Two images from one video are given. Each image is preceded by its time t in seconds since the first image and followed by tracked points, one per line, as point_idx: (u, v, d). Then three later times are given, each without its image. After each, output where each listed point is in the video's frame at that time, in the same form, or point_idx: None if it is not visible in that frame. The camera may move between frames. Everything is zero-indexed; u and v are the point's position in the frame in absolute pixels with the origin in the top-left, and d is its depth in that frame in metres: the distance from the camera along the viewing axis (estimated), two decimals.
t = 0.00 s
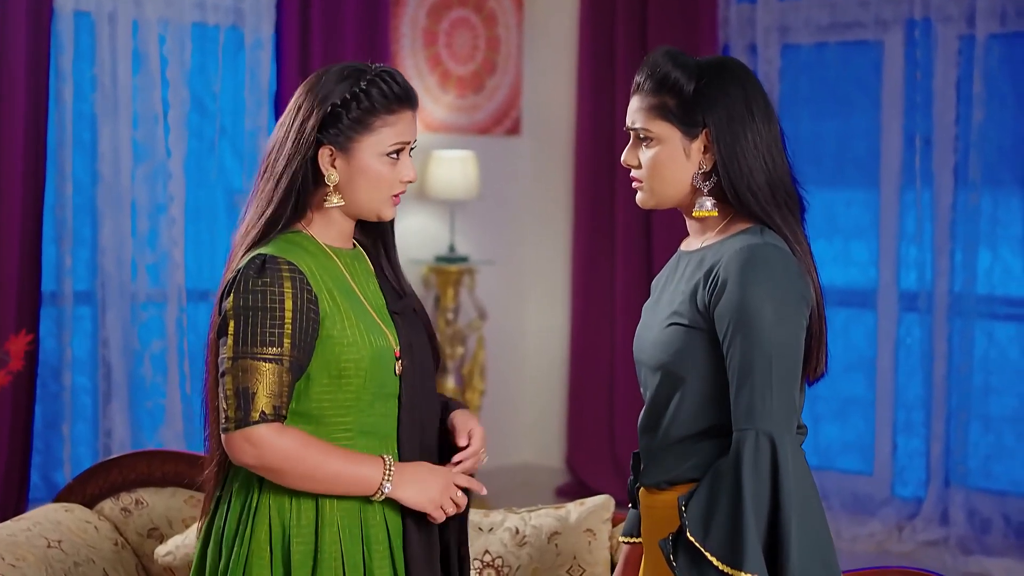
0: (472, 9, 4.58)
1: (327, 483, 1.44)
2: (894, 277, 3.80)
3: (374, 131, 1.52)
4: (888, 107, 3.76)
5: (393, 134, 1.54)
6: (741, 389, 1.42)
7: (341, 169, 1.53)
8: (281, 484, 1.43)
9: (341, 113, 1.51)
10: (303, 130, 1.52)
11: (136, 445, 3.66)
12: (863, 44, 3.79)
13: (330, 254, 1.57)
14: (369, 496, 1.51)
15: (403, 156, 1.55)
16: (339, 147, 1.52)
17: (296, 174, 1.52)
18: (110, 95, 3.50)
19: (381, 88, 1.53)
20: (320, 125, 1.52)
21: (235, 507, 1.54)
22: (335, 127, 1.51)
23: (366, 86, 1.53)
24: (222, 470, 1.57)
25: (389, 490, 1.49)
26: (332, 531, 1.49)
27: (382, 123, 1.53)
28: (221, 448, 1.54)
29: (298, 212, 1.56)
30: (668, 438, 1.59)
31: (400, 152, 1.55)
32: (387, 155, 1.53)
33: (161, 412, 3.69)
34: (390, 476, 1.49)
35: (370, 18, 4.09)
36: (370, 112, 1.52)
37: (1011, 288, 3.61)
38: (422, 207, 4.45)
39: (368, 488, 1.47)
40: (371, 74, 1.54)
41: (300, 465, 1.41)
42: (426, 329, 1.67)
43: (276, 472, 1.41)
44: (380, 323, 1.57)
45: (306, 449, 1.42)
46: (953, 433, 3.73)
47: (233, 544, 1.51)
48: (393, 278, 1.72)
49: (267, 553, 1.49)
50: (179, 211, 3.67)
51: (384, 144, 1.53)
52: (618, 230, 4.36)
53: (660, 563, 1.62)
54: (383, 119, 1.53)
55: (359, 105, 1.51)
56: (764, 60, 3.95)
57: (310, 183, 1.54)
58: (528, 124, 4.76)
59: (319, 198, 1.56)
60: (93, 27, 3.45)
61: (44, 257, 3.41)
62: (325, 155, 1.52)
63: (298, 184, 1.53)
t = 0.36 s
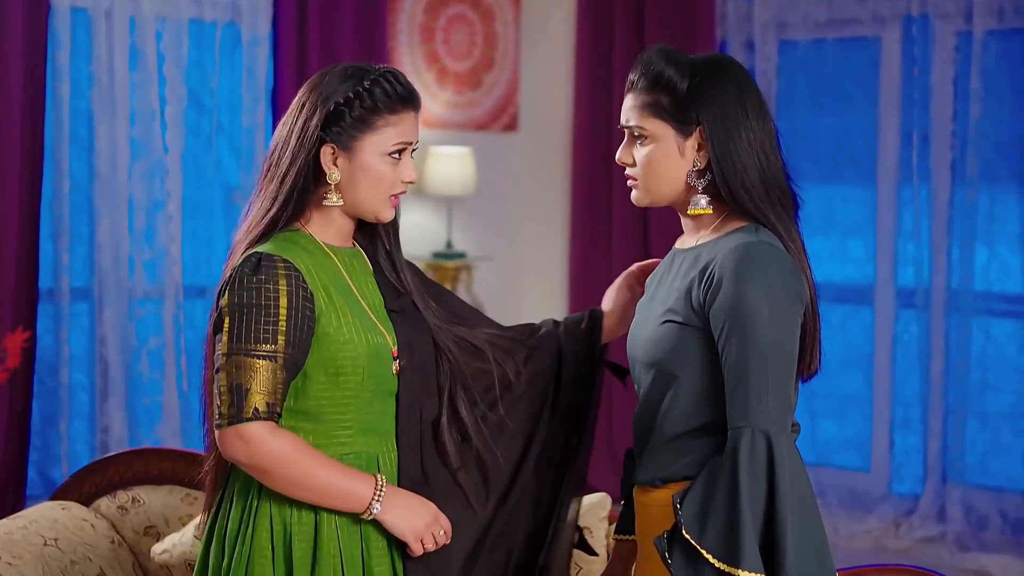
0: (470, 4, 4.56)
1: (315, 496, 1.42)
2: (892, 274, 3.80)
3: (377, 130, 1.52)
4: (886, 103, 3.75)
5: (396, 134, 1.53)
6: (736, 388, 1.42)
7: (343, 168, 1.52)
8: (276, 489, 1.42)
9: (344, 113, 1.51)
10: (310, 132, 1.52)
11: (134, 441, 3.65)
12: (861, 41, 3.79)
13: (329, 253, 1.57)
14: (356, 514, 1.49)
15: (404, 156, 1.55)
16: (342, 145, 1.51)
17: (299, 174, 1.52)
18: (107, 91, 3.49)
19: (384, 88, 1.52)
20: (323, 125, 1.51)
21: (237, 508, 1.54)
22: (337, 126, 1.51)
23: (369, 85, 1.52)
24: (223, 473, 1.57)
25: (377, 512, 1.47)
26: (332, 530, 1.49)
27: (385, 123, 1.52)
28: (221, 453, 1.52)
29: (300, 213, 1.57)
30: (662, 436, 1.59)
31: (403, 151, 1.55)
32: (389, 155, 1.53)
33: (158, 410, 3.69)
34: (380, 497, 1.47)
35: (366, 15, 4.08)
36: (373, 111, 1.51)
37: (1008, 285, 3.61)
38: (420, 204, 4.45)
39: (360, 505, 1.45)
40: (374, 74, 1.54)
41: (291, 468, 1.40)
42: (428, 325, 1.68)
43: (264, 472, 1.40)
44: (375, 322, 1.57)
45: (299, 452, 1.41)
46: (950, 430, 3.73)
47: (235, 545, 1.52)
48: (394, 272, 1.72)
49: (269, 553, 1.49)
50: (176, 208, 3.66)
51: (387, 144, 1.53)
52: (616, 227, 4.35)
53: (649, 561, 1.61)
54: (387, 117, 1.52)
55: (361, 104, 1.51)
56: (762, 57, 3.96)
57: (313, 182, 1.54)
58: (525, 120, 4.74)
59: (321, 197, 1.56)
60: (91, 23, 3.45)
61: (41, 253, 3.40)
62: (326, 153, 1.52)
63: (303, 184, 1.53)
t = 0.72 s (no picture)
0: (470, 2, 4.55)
1: (318, 495, 1.41)
2: (892, 272, 3.80)
3: (382, 124, 1.51)
4: (886, 102, 3.75)
5: (402, 124, 1.53)
6: (733, 391, 1.42)
7: (354, 166, 1.52)
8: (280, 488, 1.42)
9: (349, 110, 1.51)
10: (319, 133, 1.52)
11: (134, 440, 3.65)
12: (861, 39, 3.79)
13: (342, 255, 1.57)
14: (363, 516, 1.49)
15: (413, 147, 1.54)
16: (348, 142, 1.51)
17: (306, 176, 1.53)
18: (108, 90, 3.49)
19: (385, 82, 1.52)
20: (326, 124, 1.52)
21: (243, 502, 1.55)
22: (341, 125, 1.51)
23: (369, 80, 1.52)
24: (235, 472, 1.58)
25: (382, 514, 1.46)
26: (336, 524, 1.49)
27: (388, 114, 1.52)
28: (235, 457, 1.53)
29: (311, 216, 1.57)
30: (659, 438, 1.59)
31: (411, 143, 1.54)
32: (397, 147, 1.53)
33: (159, 408, 3.69)
34: (385, 500, 1.46)
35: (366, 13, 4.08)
36: (375, 105, 1.51)
37: (1008, 283, 3.60)
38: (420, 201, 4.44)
39: (365, 504, 1.44)
40: (369, 69, 1.54)
41: (293, 468, 1.40)
42: (443, 330, 1.68)
43: (265, 469, 1.40)
44: (387, 325, 1.57)
45: (305, 454, 1.40)
46: (951, 429, 3.73)
47: (238, 541, 1.52)
48: (415, 272, 1.71)
49: (271, 549, 1.49)
50: (176, 206, 3.66)
51: (394, 134, 1.52)
52: (616, 225, 4.34)
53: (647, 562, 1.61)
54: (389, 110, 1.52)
55: (364, 100, 1.51)
56: (762, 55, 3.96)
57: (326, 184, 1.55)
58: (526, 117, 4.77)
59: (334, 196, 1.56)
60: (91, 21, 3.44)
61: (41, 252, 3.40)
62: (336, 152, 1.53)
63: (312, 185, 1.54)
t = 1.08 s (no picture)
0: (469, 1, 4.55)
1: (317, 505, 1.40)
2: (890, 271, 3.80)
3: (375, 124, 1.51)
4: (886, 101, 3.75)
5: (395, 124, 1.52)
6: (732, 392, 1.42)
7: (350, 168, 1.52)
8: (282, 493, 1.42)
9: (342, 112, 1.51)
10: (312, 136, 1.53)
11: (133, 439, 3.65)
12: (860, 38, 3.79)
13: (344, 254, 1.57)
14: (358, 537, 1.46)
15: (408, 147, 1.54)
16: (343, 145, 1.51)
17: (301, 181, 1.54)
18: (106, 89, 3.48)
19: (376, 83, 1.52)
20: (320, 127, 1.52)
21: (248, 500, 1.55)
22: (334, 127, 1.51)
23: (359, 82, 1.51)
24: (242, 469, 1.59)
25: (379, 538, 1.43)
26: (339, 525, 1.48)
27: (381, 115, 1.51)
28: (241, 457, 1.53)
29: (314, 219, 1.58)
30: (657, 440, 1.59)
31: (405, 142, 1.54)
32: (392, 146, 1.52)
33: (158, 407, 3.69)
34: (384, 524, 1.43)
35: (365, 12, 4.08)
36: (368, 107, 1.51)
37: (1007, 283, 3.60)
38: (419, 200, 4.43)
39: (364, 526, 1.42)
40: (360, 71, 1.53)
41: (289, 470, 1.39)
42: (448, 328, 1.67)
43: (268, 470, 1.40)
44: (391, 324, 1.57)
45: (307, 457, 1.40)
46: (949, 427, 3.73)
47: (243, 539, 1.52)
48: (417, 270, 1.71)
49: (274, 547, 1.49)
50: (175, 205, 3.66)
51: (388, 134, 1.52)
52: (615, 223, 4.34)
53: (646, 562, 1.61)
54: (383, 110, 1.52)
55: (356, 102, 1.51)
56: (761, 54, 3.95)
57: (323, 186, 1.55)
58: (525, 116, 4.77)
59: (331, 199, 1.57)
60: (90, 20, 3.43)
61: (40, 251, 3.39)
62: (331, 155, 1.53)
63: (306, 189, 1.55)
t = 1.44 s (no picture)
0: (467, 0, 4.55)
1: (286, 532, 1.41)
2: (888, 271, 3.80)
3: (366, 124, 1.52)
4: (883, 101, 3.75)
5: (386, 123, 1.53)
6: (726, 395, 1.42)
7: (341, 169, 1.53)
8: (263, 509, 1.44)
9: (332, 112, 1.51)
10: (303, 138, 1.53)
11: (129, 439, 3.65)
12: (858, 38, 3.79)
13: (343, 253, 1.58)
14: None
15: (398, 146, 1.55)
16: (333, 146, 1.52)
17: (293, 182, 1.54)
18: (103, 89, 3.48)
19: (365, 82, 1.52)
20: (310, 128, 1.53)
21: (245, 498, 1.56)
22: (324, 128, 1.52)
23: (348, 83, 1.52)
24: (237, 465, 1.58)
25: None
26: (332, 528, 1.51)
27: (371, 115, 1.52)
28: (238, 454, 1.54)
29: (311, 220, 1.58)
30: (653, 442, 1.59)
31: (396, 142, 1.54)
32: (382, 145, 1.53)
33: (155, 407, 3.69)
34: None
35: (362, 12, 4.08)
36: (358, 106, 1.51)
37: (1004, 283, 3.60)
38: (417, 200, 4.43)
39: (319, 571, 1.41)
40: (348, 73, 1.54)
41: (275, 480, 1.41)
42: (444, 326, 1.67)
43: (259, 474, 1.42)
44: (389, 321, 1.57)
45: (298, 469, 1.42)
46: (947, 427, 3.73)
47: (241, 537, 1.53)
48: (411, 269, 1.70)
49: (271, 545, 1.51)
50: (172, 204, 3.65)
51: (379, 133, 1.52)
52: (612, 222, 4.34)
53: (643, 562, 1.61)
54: (374, 109, 1.52)
55: (345, 102, 1.51)
56: (758, 53, 3.95)
57: (315, 187, 1.56)
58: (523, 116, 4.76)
59: (323, 200, 1.57)
60: (87, 20, 3.42)
61: (37, 251, 3.39)
62: (322, 155, 1.53)
63: (300, 190, 1.55)
